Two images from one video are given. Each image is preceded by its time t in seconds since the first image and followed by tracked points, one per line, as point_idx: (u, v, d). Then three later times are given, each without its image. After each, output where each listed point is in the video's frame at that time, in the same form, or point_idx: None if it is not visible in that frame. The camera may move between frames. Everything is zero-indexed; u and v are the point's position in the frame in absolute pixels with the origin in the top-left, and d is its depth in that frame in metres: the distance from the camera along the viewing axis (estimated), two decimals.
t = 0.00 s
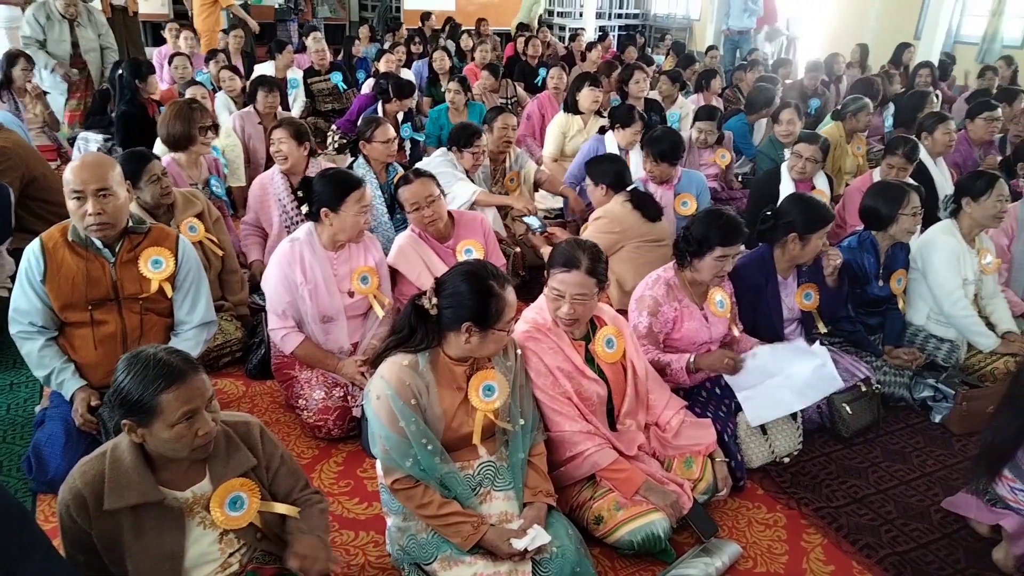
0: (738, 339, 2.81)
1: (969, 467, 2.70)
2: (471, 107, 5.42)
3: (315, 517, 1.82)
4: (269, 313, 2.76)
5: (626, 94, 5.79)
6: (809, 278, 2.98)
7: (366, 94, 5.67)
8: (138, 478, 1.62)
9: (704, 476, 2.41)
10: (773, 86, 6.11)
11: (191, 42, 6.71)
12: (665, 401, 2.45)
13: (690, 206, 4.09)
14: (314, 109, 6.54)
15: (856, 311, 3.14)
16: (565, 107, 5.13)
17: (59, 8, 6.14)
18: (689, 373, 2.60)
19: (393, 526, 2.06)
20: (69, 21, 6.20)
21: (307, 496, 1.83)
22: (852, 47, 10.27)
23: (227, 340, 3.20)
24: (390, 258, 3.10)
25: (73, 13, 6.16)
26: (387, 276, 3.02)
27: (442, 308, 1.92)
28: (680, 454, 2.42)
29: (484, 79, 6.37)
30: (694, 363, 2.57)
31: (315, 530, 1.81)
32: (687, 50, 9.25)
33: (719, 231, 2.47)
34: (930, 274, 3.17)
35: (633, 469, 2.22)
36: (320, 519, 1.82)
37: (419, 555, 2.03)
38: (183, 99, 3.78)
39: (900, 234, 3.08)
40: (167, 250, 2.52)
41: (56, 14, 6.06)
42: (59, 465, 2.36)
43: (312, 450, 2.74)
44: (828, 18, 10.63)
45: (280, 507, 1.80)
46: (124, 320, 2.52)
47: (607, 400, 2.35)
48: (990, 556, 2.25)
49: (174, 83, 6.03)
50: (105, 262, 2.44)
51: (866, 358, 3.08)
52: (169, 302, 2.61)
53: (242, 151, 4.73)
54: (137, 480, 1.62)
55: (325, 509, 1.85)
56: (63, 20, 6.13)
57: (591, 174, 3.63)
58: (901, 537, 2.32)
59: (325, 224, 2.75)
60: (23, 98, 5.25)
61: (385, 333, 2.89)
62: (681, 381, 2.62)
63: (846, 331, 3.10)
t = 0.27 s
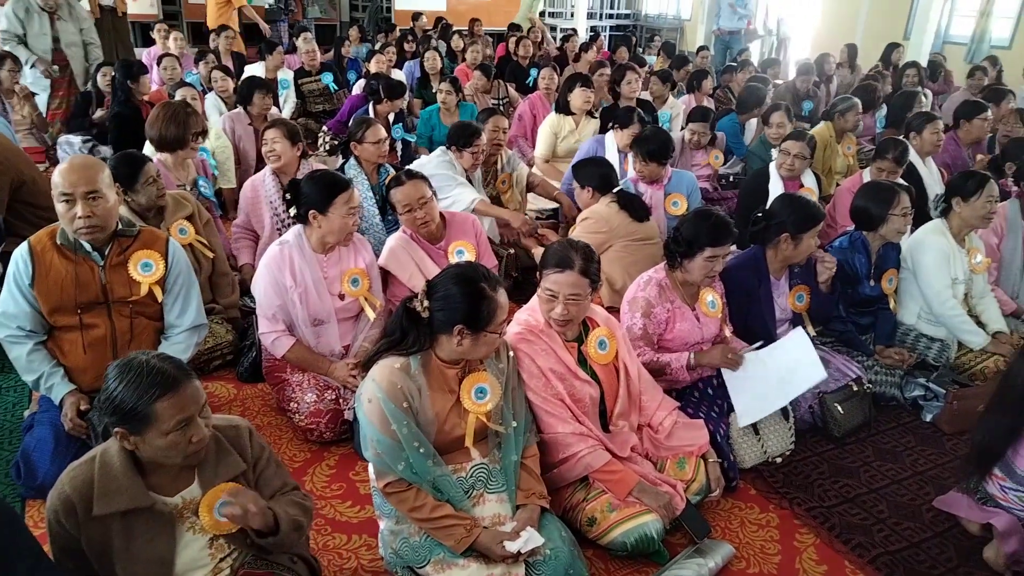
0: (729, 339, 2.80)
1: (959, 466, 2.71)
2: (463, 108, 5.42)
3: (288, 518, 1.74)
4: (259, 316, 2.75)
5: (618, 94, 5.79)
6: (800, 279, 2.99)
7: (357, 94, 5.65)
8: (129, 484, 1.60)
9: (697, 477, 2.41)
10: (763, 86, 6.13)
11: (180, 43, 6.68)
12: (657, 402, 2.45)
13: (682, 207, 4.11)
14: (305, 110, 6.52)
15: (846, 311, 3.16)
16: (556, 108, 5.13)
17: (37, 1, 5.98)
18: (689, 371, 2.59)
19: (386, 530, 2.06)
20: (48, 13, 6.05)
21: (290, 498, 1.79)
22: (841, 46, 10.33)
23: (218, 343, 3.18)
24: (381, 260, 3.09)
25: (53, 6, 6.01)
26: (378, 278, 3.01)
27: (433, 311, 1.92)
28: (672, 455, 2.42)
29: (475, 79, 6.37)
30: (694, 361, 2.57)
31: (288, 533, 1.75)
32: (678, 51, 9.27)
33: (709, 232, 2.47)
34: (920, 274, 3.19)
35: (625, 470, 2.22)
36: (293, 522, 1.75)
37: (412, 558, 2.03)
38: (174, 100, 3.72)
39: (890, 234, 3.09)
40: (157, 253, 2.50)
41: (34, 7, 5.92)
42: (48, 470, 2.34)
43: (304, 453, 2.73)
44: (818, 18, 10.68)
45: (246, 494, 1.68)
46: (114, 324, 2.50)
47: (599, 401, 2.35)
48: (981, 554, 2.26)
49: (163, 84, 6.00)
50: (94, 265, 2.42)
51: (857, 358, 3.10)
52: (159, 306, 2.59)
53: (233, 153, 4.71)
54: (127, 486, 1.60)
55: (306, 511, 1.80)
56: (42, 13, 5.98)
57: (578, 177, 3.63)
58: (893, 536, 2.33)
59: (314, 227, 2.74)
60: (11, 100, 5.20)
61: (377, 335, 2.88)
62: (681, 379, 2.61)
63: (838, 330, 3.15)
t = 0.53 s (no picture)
0: (720, 343, 2.81)
1: (951, 466, 2.73)
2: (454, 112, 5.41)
3: (272, 506, 1.67)
4: (251, 321, 2.74)
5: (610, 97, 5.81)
6: (791, 281, 3.00)
7: (348, 98, 5.64)
8: (119, 491, 1.59)
9: (690, 479, 2.42)
10: (754, 88, 6.16)
11: (170, 47, 6.65)
12: (650, 405, 2.46)
13: (672, 209, 4.17)
14: (296, 113, 6.51)
15: (838, 313, 3.18)
16: (548, 111, 5.14)
17: None
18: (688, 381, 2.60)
19: (379, 535, 2.05)
20: (22, 11, 6.00)
21: (280, 494, 1.74)
22: (831, 49, 10.39)
23: (209, 347, 3.17)
24: (374, 264, 3.08)
25: (25, 3, 5.95)
26: (370, 282, 3.00)
27: (427, 315, 1.91)
28: (666, 458, 2.42)
29: (467, 83, 6.37)
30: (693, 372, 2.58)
31: (270, 527, 1.66)
32: (669, 53, 9.30)
33: (701, 234, 2.48)
34: (910, 275, 3.21)
35: (618, 473, 2.22)
36: (278, 516, 1.68)
37: (405, 563, 2.02)
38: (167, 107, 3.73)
39: (881, 235, 3.10)
40: (147, 258, 2.48)
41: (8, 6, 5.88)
42: (38, 476, 2.32)
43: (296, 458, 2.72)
44: (808, 21, 10.75)
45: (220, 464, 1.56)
46: (104, 329, 2.48)
47: (592, 405, 2.35)
48: (973, 555, 2.27)
49: (153, 88, 5.97)
50: (84, 270, 2.40)
51: (849, 360, 3.12)
52: (150, 310, 2.58)
53: (224, 157, 4.69)
54: (118, 494, 1.58)
55: (294, 509, 1.74)
56: (16, 11, 5.93)
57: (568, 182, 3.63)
58: (885, 537, 2.34)
59: (305, 230, 2.74)
60: None
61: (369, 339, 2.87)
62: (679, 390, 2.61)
63: (830, 331, 3.19)
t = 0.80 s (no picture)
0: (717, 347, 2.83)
1: (945, 469, 2.74)
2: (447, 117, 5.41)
3: (261, 514, 1.65)
4: (246, 327, 2.73)
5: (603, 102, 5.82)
6: (786, 285, 3.01)
7: (342, 103, 5.62)
8: (113, 501, 1.57)
9: (686, 484, 2.42)
10: (746, 93, 6.19)
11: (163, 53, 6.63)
12: (646, 409, 2.46)
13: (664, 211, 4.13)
14: (290, 119, 6.51)
15: (832, 316, 3.19)
16: (542, 116, 5.15)
17: None
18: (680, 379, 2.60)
19: (374, 542, 2.04)
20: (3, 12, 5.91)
21: (273, 502, 1.72)
22: (823, 53, 10.45)
23: (204, 354, 3.16)
24: (368, 269, 3.07)
25: (8, 5, 5.86)
26: (364, 287, 3.00)
27: (423, 322, 1.91)
28: (661, 463, 2.42)
29: (460, 88, 6.38)
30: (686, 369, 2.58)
31: (260, 535, 1.65)
32: (661, 58, 9.33)
33: (696, 240, 2.49)
34: (904, 279, 3.22)
35: (614, 478, 2.22)
36: (268, 524, 1.66)
37: (401, 570, 2.01)
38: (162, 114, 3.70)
39: (875, 239, 3.11)
40: (141, 265, 2.47)
41: None
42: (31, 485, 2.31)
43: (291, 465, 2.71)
44: (799, 25, 10.82)
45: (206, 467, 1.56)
46: (97, 337, 2.47)
47: (588, 409, 2.35)
48: (969, 558, 2.28)
49: (145, 94, 5.95)
50: (77, 277, 2.39)
51: (843, 363, 3.13)
52: (144, 317, 2.57)
53: (218, 163, 4.68)
54: (112, 503, 1.57)
55: (287, 517, 1.72)
56: None
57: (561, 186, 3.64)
58: (881, 541, 2.34)
59: (301, 236, 2.73)
60: None
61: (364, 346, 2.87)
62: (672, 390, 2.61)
63: (824, 335, 3.19)
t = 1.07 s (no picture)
0: (704, 351, 2.84)
1: (930, 472, 2.76)
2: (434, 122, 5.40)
3: (244, 525, 1.64)
4: (232, 332, 2.71)
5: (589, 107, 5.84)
6: (771, 289, 3.03)
7: (329, 108, 5.61)
8: (95, 511, 1.55)
9: (673, 488, 2.42)
10: (732, 98, 6.23)
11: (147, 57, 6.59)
12: (633, 414, 2.47)
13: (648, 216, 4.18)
14: (275, 123, 6.48)
15: (817, 320, 3.21)
16: (529, 121, 5.16)
17: None
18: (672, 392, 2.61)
19: (361, 549, 2.03)
20: None
21: (258, 512, 1.71)
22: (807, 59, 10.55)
23: (188, 361, 3.14)
24: (355, 275, 3.06)
25: None
26: (352, 293, 2.99)
27: (410, 329, 1.90)
28: (648, 468, 2.43)
29: (446, 93, 6.38)
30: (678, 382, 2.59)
31: (243, 545, 1.64)
32: (647, 63, 9.37)
33: (682, 246, 2.50)
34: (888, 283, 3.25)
35: (602, 484, 2.22)
36: (252, 534, 1.66)
37: None
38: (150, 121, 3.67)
39: (859, 243, 3.14)
40: (124, 272, 2.45)
41: None
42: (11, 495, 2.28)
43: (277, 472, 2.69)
44: (784, 31, 10.92)
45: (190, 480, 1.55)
46: (80, 344, 2.45)
47: (576, 415, 2.35)
48: (952, 560, 2.30)
49: (129, 98, 5.90)
50: (60, 284, 2.37)
51: (828, 367, 3.16)
52: (127, 324, 2.54)
53: (202, 169, 4.65)
54: (94, 514, 1.55)
55: (272, 527, 1.72)
56: None
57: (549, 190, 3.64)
58: (866, 543, 2.36)
59: (288, 241, 2.72)
60: None
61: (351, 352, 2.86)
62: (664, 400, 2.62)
63: (809, 339, 3.19)
